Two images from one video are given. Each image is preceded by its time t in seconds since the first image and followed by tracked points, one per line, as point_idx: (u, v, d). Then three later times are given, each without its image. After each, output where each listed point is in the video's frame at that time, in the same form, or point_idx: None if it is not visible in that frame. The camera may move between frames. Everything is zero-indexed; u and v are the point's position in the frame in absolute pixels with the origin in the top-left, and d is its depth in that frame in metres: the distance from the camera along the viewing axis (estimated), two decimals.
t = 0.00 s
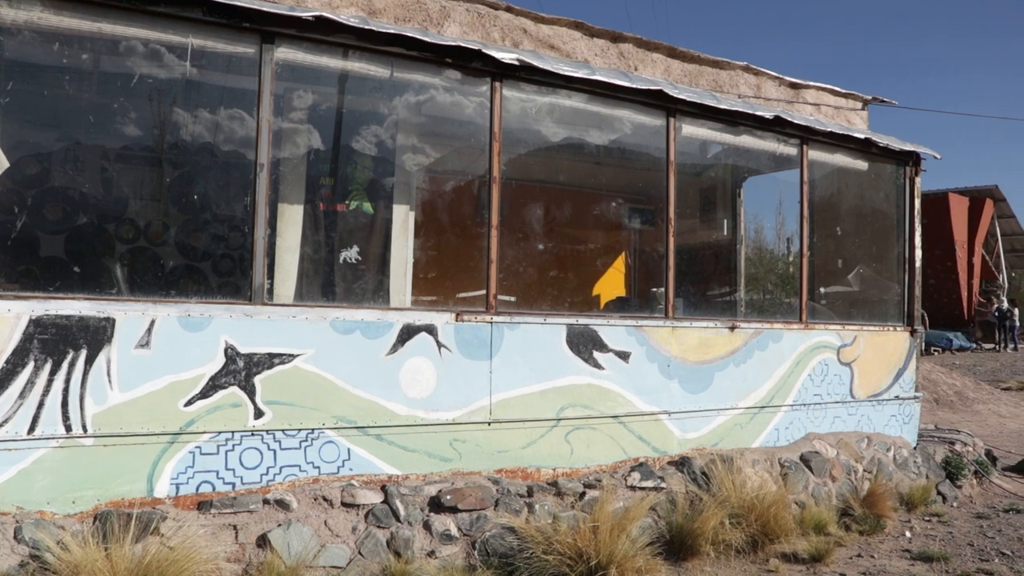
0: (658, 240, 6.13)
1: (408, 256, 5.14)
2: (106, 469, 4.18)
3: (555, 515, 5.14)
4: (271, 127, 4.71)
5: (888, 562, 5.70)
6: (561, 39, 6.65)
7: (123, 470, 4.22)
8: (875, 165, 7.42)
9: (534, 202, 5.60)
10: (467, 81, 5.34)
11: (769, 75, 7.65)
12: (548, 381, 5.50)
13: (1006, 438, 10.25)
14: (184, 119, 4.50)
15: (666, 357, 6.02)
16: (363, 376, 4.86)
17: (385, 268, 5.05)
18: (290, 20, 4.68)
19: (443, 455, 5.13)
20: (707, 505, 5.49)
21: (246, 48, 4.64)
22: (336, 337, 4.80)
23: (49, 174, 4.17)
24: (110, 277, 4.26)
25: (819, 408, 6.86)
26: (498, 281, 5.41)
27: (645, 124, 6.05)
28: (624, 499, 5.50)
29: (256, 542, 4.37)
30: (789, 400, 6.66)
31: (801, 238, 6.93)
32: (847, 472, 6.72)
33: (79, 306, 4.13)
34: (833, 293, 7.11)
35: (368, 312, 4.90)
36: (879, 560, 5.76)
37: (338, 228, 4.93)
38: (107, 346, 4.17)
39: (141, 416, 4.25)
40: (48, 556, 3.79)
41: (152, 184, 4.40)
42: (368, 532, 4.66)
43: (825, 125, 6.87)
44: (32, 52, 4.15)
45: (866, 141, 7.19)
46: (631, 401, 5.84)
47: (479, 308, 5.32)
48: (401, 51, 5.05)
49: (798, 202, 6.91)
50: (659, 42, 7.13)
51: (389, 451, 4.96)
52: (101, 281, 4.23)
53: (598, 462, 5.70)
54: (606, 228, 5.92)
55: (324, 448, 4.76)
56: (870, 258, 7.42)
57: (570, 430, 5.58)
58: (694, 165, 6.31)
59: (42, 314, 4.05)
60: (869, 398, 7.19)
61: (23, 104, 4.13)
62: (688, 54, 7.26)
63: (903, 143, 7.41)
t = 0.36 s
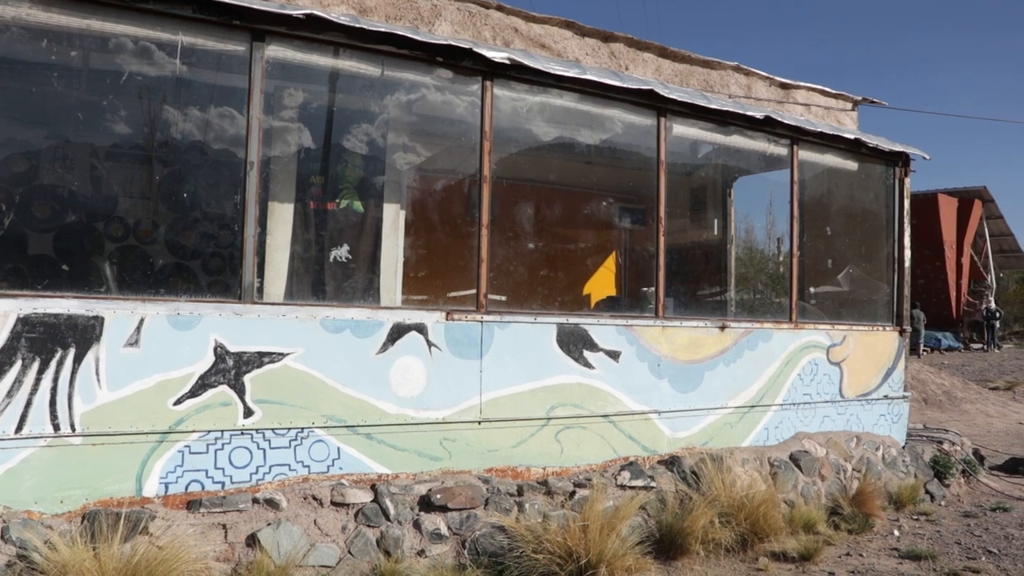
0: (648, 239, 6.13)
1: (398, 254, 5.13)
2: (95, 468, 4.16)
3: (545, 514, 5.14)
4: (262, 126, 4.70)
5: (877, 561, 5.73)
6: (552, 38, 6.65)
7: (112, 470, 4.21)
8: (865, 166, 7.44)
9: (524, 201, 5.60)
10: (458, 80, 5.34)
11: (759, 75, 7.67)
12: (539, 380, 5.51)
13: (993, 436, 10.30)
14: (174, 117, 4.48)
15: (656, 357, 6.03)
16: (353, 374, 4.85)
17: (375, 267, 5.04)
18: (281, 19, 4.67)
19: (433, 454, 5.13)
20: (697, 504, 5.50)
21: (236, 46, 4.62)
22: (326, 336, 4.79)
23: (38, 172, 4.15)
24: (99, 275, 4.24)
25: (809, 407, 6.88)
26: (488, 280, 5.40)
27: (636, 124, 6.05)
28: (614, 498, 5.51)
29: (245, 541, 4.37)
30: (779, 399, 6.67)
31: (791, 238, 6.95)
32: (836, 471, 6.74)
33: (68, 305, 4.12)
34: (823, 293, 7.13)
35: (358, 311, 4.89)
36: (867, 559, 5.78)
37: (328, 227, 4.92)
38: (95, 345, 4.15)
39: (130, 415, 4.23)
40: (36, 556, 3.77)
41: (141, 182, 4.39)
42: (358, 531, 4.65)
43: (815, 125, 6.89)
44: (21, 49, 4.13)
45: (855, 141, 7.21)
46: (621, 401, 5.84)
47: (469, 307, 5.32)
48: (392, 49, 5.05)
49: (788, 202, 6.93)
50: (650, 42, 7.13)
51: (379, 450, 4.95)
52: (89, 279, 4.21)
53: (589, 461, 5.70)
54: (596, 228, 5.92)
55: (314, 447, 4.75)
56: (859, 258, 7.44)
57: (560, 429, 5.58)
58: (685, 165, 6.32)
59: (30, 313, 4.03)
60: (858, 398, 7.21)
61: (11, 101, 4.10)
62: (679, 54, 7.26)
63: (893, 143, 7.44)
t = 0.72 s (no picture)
0: (636, 238, 6.14)
1: (386, 253, 5.12)
2: (79, 469, 4.13)
3: (533, 513, 5.14)
4: (248, 124, 4.68)
5: (864, 558, 5.75)
6: (540, 37, 6.65)
7: (98, 470, 4.18)
8: (852, 165, 7.47)
9: (512, 200, 5.60)
10: (446, 79, 5.33)
11: (747, 75, 7.68)
12: (526, 379, 5.50)
13: (978, 434, 10.37)
14: (161, 115, 4.46)
15: (644, 356, 6.04)
16: (341, 374, 4.84)
17: (363, 266, 5.03)
18: (268, 17, 4.65)
19: (420, 453, 5.12)
20: (685, 502, 5.50)
21: (223, 44, 4.60)
22: (313, 335, 4.77)
23: (23, 171, 4.11)
24: (85, 274, 4.21)
25: (796, 406, 6.90)
26: (476, 280, 5.40)
27: (624, 123, 6.06)
28: (602, 497, 5.51)
29: (232, 542, 4.35)
30: (766, 398, 6.69)
31: (778, 237, 6.96)
32: (823, 469, 6.76)
33: (52, 304, 4.09)
34: (810, 292, 7.16)
35: (345, 310, 4.88)
36: (854, 556, 5.80)
37: (315, 226, 4.91)
38: (81, 344, 4.13)
39: (115, 415, 4.20)
40: (19, 558, 3.74)
41: (128, 181, 4.36)
42: (346, 531, 4.65)
43: (802, 125, 6.90)
44: (5, 47, 4.09)
45: (843, 140, 7.23)
46: (609, 399, 5.85)
47: (457, 306, 5.31)
48: (380, 48, 5.03)
49: (775, 201, 6.95)
50: (638, 41, 7.14)
51: (366, 450, 4.94)
52: (75, 279, 4.19)
53: (577, 460, 5.70)
54: (584, 227, 5.92)
55: (301, 447, 4.73)
56: (846, 257, 7.47)
57: (547, 428, 5.58)
58: (672, 164, 6.33)
59: (14, 312, 4.00)
60: (845, 396, 7.24)
61: None
62: (667, 53, 7.27)
63: (879, 143, 7.47)
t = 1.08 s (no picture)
0: (616, 237, 6.14)
1: (365, 252, 5.10)
2: (55, 470, 4.09)
3: (513, 512, 5.14)
4: (227, 122, 4.65)
5: (842, 555, 5.78)
6: (520, 35, 6.64)
7: (74, 470, 4.14)
8: (831, 164, 7.51)
9: (492, 198, 5.59)
10: (427, 77, 5.31)
11: (727, 74, 7.70)
12: (507, 378, 5.50)
13: (954, 431, 10.46)
14: (140, 113, 4.42)
15: (624, 354, 6.04)
16: (320, 373, 4.82)
17: (342, 264, 5.01)
18: (246, 13, 4.62)
19: (401, 452, 5.10)
20: (665, 500, 5.52)
21: (201, 41, 4.56)
22: (292, 334, 4.74)
23: None
24: (61, 273, 4.17)
25: (776, 403, 6.93)
26: (456, 278, 5.39)
27: (605, 122, 6.06)
28: (582, 495, 5.51)
29: (211, 542, 4.32)
30: (746, 395, 6.72)
31: (758, 236, 6.99)
32: (803, 466, 6.79)
33: (28, 303, 4.04)
34: (789, 290, 7.19)
35: (325, 309, 4.86)
36: (833, 553, 5.84)
37: (295, 224, 4.88)
38: (57, 344, 4.09)
39: (92, 415, 4.17)
40: None
41: (106, 179, 4.32)
42: (326, 530, 4.63)
43: (782, 124, 6.93)
44: None
45: (822, 139, 7.27)
46: (589, 398, 5.85)
47: (437, 305, 5.30)
48: (360, 46, 5.01)
49: (755, 200, 6.97)
50: (618, 40, 7.14)
51: (346, 449, 4.92)
52: (51, 277, 4.14)
53: (557, 458, 5.70)
54: (564, 225, 5.92)
55: (280, 446, 4.71)
56: (825, 256, 7.51)
57: (527, 426, 5.57)
58: (653, 163, 6.34)
59: None
60: (824, 394, 7.28)
61: None
62: (648, 52, 7.28)
63: (858, 141, 7.51)
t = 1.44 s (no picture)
0: (599, 237, 6.14)
1: (347, 251, 5.08)
2: (33, 469, 4.06)
3: (494, 512, 5.13)
4: (209, 120, 4.62)
5: (822, 555, 5.81)
6: (503, 35, 6.63)
7: (52, 470, 4.10)
8: (813, 165, 7.54)
9: (474, 198, 5.58)
10: (410, 76, 5.30)
11: (710, 75, 7.72)
12: (488, 377, 5.49)
13: (932, 431, 10.54)
14: (121, 109, 4.39)
15: (606, 354, 6.05)
16: (301, 372, 4.80)
17: (324, 263, 4.99)
18: (228, 11, 4.59)
19: (382, 452, 5.09)
20: (647, 500, 5.52)
21: (182, 38, 4.53)
22: (273, 332, 4.72)
23: None
24: (40, 271, 4.13)
25: (757, 404, 6.95)
26: (438, 277, 5.37)
27: (589, 122, 6.07)
28: (563, 495, 5.51)
29: (190, 541, 4.29)
30: (728, 395, 6.74)
31: (740, 237, 7.02)
32: (783, 466, 6.81)
33: (6, 301, 4.00)
34: (771, 291, 7.22)
35: (306, 308, 4.83)
36: (813, 552, 5.86)
37: (276, 222, 4.86)
38: (34, 342, 4.05)
39: (71, 414, 4.13)
40: None
41: (87, 176, 4.29)
42: (306, 530, 4.60)
43: (764, 125, 6.95)
44: None
45: (805, 141, 7.30)
46: (570, 397, 5.86)
47: (419, 304, 5.28)
48: (343, 44, 4.99)
49: (738, 201, 6.99)
50: (602, 40, 7.14)
51: (327, 449, 4.90)
52: (29, 275, 4.11)
53: (538, 458, 5.70)
54: (546, 225, 5.92)
55: (261, 445, 4.68)
56: (807, 256, 7.54)
57: (509, 426, 5.57)
58: (635, 163, 6.35)
59: None
60: (805, 394, 7.32)
61: None
62: (631, 52, 7.29)
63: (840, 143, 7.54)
